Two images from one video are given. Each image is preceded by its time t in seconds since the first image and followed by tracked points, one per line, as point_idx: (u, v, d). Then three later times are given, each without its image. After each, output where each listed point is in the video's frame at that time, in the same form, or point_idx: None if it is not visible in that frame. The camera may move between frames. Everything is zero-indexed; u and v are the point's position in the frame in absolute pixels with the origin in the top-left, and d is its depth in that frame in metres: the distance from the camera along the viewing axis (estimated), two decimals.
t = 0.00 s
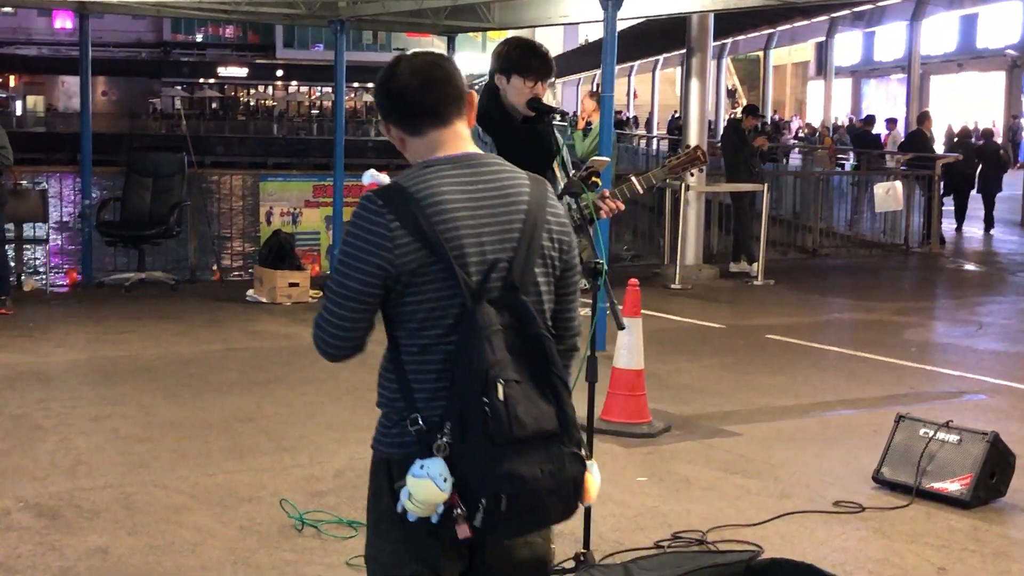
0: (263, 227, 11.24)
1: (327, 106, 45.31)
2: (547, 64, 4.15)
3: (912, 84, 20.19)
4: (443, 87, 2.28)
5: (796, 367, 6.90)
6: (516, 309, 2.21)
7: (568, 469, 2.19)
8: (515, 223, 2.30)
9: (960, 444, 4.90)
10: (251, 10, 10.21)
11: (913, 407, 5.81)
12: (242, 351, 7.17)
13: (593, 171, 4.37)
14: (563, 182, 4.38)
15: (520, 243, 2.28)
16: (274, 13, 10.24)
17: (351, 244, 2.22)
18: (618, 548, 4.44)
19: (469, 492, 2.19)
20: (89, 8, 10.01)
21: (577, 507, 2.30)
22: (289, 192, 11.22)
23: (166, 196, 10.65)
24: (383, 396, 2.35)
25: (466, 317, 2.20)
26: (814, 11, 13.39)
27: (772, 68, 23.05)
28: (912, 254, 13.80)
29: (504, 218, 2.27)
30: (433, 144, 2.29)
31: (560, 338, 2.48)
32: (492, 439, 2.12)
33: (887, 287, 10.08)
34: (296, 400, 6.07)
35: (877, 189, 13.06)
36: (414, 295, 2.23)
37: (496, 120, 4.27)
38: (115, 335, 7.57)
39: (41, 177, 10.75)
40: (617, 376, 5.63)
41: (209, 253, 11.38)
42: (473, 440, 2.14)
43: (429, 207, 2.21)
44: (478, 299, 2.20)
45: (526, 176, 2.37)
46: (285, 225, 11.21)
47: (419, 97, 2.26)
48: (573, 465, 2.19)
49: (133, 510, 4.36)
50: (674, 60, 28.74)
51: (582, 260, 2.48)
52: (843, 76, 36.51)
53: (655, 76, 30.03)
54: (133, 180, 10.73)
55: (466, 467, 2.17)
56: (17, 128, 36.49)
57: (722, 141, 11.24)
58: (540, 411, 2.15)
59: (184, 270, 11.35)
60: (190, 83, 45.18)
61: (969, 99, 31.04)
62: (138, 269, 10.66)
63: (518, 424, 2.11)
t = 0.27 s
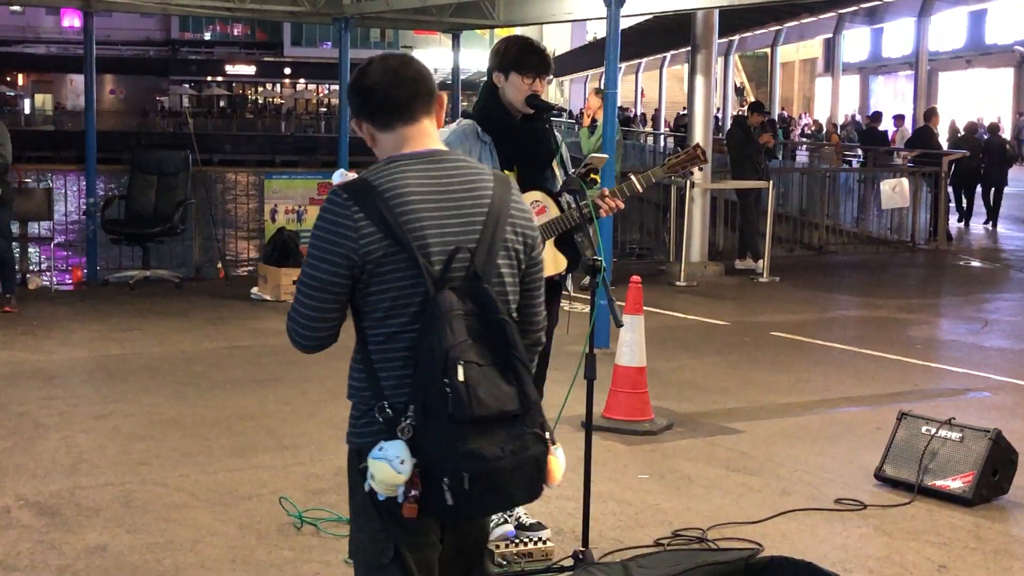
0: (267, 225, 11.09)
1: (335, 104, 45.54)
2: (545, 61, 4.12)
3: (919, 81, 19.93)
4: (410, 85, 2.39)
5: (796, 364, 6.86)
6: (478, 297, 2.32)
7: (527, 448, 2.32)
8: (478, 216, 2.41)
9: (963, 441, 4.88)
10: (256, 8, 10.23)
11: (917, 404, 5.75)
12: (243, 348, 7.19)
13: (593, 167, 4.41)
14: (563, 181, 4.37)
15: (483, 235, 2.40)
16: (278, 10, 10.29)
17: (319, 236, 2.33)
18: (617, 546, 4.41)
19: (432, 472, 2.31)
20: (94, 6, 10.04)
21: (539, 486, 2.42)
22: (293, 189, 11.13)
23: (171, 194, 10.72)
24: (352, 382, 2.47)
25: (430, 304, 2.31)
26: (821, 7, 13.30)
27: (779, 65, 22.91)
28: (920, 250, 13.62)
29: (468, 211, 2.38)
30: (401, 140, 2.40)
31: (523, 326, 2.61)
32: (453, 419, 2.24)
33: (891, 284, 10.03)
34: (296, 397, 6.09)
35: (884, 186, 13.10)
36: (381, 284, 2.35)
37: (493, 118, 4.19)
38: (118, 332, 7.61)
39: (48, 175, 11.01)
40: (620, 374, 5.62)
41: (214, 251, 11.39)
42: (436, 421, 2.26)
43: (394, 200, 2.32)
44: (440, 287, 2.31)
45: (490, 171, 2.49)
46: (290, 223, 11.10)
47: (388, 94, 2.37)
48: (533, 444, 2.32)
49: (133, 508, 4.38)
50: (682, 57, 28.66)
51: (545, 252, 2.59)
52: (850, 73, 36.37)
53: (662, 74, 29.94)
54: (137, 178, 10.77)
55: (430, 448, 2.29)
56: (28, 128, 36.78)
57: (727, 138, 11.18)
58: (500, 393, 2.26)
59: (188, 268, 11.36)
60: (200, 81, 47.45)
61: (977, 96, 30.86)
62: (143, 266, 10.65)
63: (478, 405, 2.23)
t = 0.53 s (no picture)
0: (272, 226, 11.02)
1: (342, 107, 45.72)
2: (541, 60, 4.12)
3: (925, 81, 19.82)
4: (415, 84, 2.51)
5: (798, 365, 6.83)
6: (458, 293, 2.40)
7: (492, 443, 2.38)
8: (465, 216, 2.51)
9: (964, 441, 4.99)
10: (260, 9, 10.24)
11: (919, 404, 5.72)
12: (244, 349, 7.20)
13: (592, 167, 4.40)
14: (562, 180, 4.33)
15: (468, 233, 2.49)
16: (282, 13, 10.35)
17: (312, 218, 2.43)
18: (619, 546, 4.53)
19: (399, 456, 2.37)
20: (97, 8, 10.00)
21: (501, 483, 2.48)
22: (298, 190, 11.06)
23: (175, 195, 10.75)
24: (334, 365, 2.56)
25: (412, 294, 2.40)
26: (826, 6, 13.24)
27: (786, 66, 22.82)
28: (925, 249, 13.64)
29: (455, 210, 2.48)
30: (402, 133, 2.52)
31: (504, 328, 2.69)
32: (423, 406, 2.31)
33: (896, 283, 9.98)
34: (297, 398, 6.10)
35: (890, 187, 13.00)
36: (367, 272, 2.44)
37: (491, 117, 4.18)
38: (120, 334, 7.63)
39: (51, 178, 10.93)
40: (622, 374, 5.69)
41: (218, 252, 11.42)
42: (408, 406, 2.34)
43: (385, 192, 2.42)
44: (423, 279, 2.40)
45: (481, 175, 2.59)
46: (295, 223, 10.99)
47: (390, 89, 2.49)
48: (497, 439, 2.38)
49: (135, 509, 4.39)
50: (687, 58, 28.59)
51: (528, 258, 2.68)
52: (856, 74, 36.19)
53: (669, 75, 29.86)
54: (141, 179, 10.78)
55: (399, 432, 2.36)
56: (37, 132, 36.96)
57: (732, 138, 11.12)
58: (472, 385, 2.33)
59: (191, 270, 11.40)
60: (206, 83, 47.70)
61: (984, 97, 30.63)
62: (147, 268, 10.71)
63: (449, 394, 2.30)
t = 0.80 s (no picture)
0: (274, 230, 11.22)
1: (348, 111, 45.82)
2: (537, 61, 4.11)
3: (930, 84, 19.71)
4: (400, 83, 2.65)
5: (797, 369, 6.83)
6: (430, 279, 2.50)
7: (459, 423, 2.48)
8: (441, 206, 2.61)
9: (965, 444, 5.23)
10: (262, 12, 10.27)
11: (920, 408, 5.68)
12: (245, 352, 7.24)
13: (588, 169, 4.45)
14: (561, 180, 4.31)
15: (442, 221, 2.59)
16: (285, 15, 10.42)
17: (294, 205, 2.56)
18: (616, 547, 4.66)
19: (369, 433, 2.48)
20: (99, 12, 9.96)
21: (469, 463, 2.58)
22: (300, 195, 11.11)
23: (178, 200, 10.78)
24: (315, 348, 2.68)
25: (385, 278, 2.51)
26: (829, 9, 13.23)
27: (790, 70, 22.81)
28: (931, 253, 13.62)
29: (431, 200, 2.59)
30: (383, 127, 2.64)
31: (481, 315, 2.79)
32: (391, 385, 2.42)
33: (898, 285, 9.99)
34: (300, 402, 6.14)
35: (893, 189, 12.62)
36: (344, 257, 2.56)
37: (488, 117, 4.15)
38: (121, 336, 7.66)
39: (55, 181, 10.93)
40: (622, 376, 5.78)
41: (221, 257, 11.43)
42: (378, 385, 2.45)
43: (362, 181, 2.55)
44: (397, 265, 2.51)
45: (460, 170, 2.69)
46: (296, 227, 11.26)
47: (375, 87, 2.63)
48: (464, 420, 2.48)
49: (135, 509, 4.43)
50: (692, 62, 28.58)
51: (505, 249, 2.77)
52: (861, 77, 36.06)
53: (673, 78, 29.84)
54: (145, 183, 10.86)
55: (369, 410, 2.47)
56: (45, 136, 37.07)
57: (735, 141, 11.09)
58: (439, 367, 2.44)
59: (194, 274, 11.43)
60: (212, 87, 48.14)
61: (990, 100, 30.47)
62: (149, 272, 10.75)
63: (416, 374, 2.41)
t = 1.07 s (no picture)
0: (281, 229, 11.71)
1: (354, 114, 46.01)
2: (536, 61, 4.08)
3: (935, 84, 19.68)
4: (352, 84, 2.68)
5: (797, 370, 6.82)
6: (393, 276, 2.55)
7: (428, 417, 2.54)
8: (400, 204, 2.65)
9: (967, 444, 5.25)
10: (265, 15, 10.36)
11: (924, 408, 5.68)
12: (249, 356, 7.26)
13: (588, 170, 4.43)
14: (561, 181, 4.30)
15: (402, 219, 2.63)
16: (288, 17, 10.49)
17: (254, 211, 2.60)
18: (618, 548, 4.67)
19: (338, 433, 2.53)
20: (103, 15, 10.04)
21: (441, 454, 2.63)
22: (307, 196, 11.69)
23: (181, 203, 10.79)
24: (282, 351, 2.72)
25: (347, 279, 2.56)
26: (834, 9, 13.19)
27: (793, 70, 22.71)
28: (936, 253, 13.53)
29: (390, 198, 2.63)
30: (337, 129, 2.68)
31: (446, 308, 2.84)
32: (359, 383, 2.47)
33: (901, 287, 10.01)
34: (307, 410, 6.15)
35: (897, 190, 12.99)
36: (307, 259, 2.60)
37: (488, 118, 4.15)
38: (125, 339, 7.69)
39: (59, 184, 10.98)
40: (625, 378, 5.78)
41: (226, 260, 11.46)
42: (345, 384, 2.49)
43: (321, 184, 2.58)
44: (359, 264, 2.55)
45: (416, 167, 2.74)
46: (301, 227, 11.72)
47: (326, 93, 2.66)
48: (433, 412, 2.53)
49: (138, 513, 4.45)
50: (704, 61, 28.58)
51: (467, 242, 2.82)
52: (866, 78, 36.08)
53: (678, 79, 29.88)
54: (148, 186, 10.89)
55: (337, 409, 2.52)
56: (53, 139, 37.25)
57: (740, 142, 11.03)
58: (405, 362, 2.49)
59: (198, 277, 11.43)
60: (217, 89, 49.14)
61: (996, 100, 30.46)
62: (153, 275, 10.74)
63: (383, 370, 2.46)
